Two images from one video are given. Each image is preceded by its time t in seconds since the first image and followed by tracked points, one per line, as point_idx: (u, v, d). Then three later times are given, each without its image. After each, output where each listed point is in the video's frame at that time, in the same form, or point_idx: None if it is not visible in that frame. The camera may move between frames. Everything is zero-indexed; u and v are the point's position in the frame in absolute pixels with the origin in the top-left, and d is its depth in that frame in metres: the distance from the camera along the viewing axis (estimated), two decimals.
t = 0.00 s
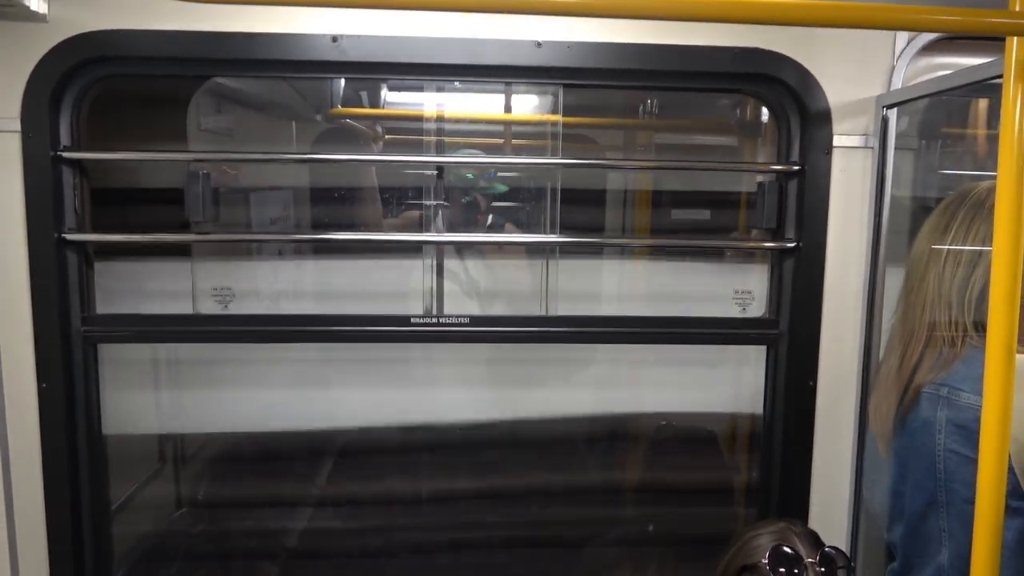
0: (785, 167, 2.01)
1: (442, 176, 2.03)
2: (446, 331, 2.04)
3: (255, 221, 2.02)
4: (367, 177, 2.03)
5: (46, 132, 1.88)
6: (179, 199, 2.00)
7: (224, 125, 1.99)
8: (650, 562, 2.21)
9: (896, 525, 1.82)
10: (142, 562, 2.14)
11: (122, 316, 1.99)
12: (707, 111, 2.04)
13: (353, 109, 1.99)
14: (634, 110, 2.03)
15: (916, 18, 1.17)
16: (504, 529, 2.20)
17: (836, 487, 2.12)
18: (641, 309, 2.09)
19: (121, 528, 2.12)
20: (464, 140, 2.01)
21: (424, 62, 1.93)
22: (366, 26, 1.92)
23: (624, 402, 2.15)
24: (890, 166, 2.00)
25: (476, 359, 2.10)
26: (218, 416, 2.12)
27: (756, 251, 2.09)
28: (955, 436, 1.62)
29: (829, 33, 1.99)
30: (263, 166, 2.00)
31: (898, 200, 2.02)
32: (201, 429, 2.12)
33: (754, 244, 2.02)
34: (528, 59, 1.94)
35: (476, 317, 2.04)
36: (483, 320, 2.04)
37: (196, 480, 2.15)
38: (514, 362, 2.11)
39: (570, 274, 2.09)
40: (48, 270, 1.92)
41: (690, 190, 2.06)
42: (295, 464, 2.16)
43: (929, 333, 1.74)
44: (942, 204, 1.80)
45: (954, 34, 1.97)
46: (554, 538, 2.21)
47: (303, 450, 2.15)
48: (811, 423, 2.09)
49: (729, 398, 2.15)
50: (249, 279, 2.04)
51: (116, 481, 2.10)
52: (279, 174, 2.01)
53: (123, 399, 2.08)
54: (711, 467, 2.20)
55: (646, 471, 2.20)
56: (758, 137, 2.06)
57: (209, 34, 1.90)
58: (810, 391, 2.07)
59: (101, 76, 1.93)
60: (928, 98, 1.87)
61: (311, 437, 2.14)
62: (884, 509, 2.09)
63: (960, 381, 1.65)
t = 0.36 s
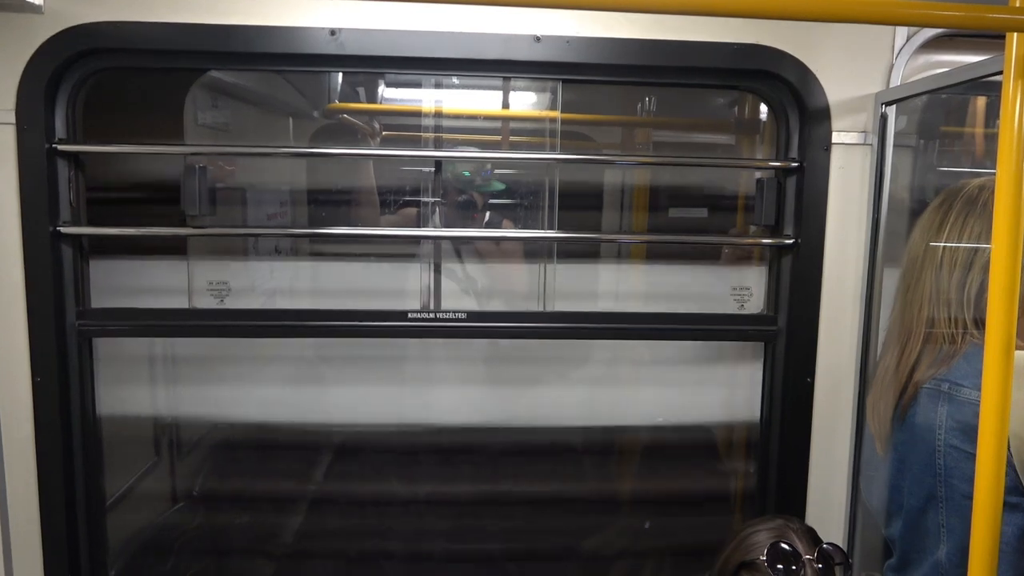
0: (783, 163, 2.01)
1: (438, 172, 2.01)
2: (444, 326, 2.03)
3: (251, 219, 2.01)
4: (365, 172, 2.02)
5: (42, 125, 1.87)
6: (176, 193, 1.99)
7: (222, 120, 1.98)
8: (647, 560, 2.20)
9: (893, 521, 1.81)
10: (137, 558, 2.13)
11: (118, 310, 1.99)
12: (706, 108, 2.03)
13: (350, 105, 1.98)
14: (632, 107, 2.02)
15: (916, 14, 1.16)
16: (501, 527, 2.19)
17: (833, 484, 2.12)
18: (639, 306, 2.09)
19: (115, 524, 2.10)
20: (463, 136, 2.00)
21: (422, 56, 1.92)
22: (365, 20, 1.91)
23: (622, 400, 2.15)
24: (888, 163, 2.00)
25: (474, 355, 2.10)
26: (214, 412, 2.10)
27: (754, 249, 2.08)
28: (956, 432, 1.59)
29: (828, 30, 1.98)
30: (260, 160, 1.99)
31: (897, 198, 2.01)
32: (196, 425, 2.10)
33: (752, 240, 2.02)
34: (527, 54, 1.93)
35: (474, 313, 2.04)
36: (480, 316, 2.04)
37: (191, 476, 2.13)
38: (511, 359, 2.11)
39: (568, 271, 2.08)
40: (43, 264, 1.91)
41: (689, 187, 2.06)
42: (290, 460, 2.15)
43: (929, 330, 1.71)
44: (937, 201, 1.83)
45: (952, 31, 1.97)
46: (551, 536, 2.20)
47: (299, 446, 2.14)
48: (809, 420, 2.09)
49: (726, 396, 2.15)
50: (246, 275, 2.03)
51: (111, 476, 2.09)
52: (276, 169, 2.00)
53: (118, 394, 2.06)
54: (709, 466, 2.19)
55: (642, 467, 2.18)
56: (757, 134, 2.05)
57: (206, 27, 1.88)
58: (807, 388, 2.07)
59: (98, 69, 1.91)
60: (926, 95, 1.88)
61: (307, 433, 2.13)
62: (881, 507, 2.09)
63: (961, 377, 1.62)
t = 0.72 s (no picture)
0: (778, 163, 2.01)
1: (436, 172, 2.02)
2: (440, 326, 2.03)
3: (249, 220, 2.01)
4: (362, 173, 2.02)
5: (37, 125, 1.87)
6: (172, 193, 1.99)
7: (219, 121, 1.98)
8: (643, 559, 2.21)
9: (891, 520, 1.80)
10: (133, 558, 2.13)
11: (114, 310, 1.99)
12: (702, 108, 2.04)
13: (347, 105, 1.98)
14: (629, 107, 2.03)
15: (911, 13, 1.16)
16: (497, 526, 2.20)
17: (828, 484, 2.12)
18: (636, 307, 2.09)
19: (111, 524, 2.10)
20: (460, 136, 2.00)
21: (419, 56, 1.92)
22: (361, 20, 1.91)
23: (618, 400, 2.15)
24: (884, 163, 2.00)
25: (470, 356, 2.10)
26: (210, 412, 2.10)
27: (750, 249, 2.09)
28: (951, 430, 1.58)
29: (823, 31, 1.99)
30: (257, 159, 1.99)
31: (891, 198, 2.02)
32: (193, 425, 2.11)
33: (749, 240, 2.03)
34: (523, 54, 1.93)
35: (470, 313, 2.04)
36: (477, 316, 2.04)
37: (188, 476, 2.13)
38: (507, 359, 2.10)
39: (564, 272, 2.08)
40: (39, 264, 1.91)
41: (686, 187, 2.06)
42: (287, 460, 2.15)
43: (924, 330, 1.72)
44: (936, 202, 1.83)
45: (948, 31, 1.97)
46: (547, 534, 2.21)
47: (296, 446, 2.14)
48: (805, 420, 2.09)
49: (723, 396, 2.15)
50: (243, 276, 2.03)
51: (107, 477, 2.09)
52: (274, 170, 2.00)
53: (114, 394, 2.06)
54: (704, 465, 2.19)
55: (638, 466, 2.19)
56: (753, 134, 2.05)
57: (202, 27, 1.89)
58: (803, 388, 2.08)
59: (93, 69, 1.91)
60: (922, 95, 1.89)
61: (304, 433, 2.14)
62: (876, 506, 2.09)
63: (957, 375, 1.62)
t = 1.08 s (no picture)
0: (776, 166, 2.01)
1: (435, 173, 2.03)
2: (438, 329, 2.03)
3: (248, 221, 2.02)
4: (362, 174, 2.03)
5: (38, 127, 1.88)
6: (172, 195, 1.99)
7: (219, 122, 1.99)
8: (641, 561, 2.21)
9: (887, 522, 1.81)
10: (133, 559, 2.14)
11: (114, 311, 1.99)
12: (701, 111, 2.04)
13: (347, 107, 1.99)
14: (628, 110, 2.04)
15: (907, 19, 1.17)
16: (496, 528, 2.20)
17: (825, 487, 2.13)
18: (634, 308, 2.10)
19: (110, 524, 2.11)
20: (459, 138, 2.01)
21: (418, 59, 1.93)
22: (360, 23, 1.92)
23: (616, 401, 2.16)
24: (881, 165, 2.01)
25: (469, 357, 2.11)
26: (210, 413, 2.11)
27: (747, 251, 2.09)
28: (947, 431, 1.61)
29: (821, 34, 2.00)
30: (257, 161, 2.00)
31: (888, 201, 2.03)
32: (192, 426, 2.11)
33: (748, 242, 2.02)
34: (522, 57, 1.94)
35: (469, 314, 2.04)
36: (476, 318, 2.04)
37: (188, 477, 2.14)
38: (506, 361, 2.12)
39: (563, 273, 2.09)
40: (39, 266, 1.92)
41: (685, 189, 2.07)
42: (287, 461, 2.15)
43: (920, 332, 1.73)
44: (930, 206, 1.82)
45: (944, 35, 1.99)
46: (546, 536, 2.21)
47: (295, 447, 2.14)
48: (802, 422, 2.10)
49: (721, 397, 2.16)
50: (243, 277, 2.04)
51: (109, 477, 2.10)
52: (275, 172, 2.01)
53: (116, 394, 2.08)
54: (702, 467, 2.19)
55: (636, 468, 2.19)
56: (752, 137, 2.06)
57: (203, 30, 1.89)
58: (801, 390, 2.08)
59: (94, 71, 1.92)
60: (919, 99, 1.89)
61: (303, 435, 2.14)
62: (873, 507, 2.10)
63: (954, 377, 1.64)
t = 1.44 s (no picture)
0: (776, 164, 2.03)
1: (437, 171, 2.04)
2: (439, 325, 2.04)
3: (250, 217, 2.02)
4: (364, 172, 2.03)
5: (41, 123, 1.89)
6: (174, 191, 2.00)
7: (220, 119, 2.00)
8: (641, 557, 2.22)
9: (884, 521, 1.81)
10: (135, 553, 2.15)
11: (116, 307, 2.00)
12: (702, 109, 2.05)
13: (349, 104, 2.00)
14: (630, 108, 2.04)
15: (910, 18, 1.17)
16: (496, 524, 2.21)
17: (824, 485, 2.14)
18: (636, 307, 2.10)
19: (112, 520, 2.12)
20: (461, 135, 2.02)
21: (420, 57, 1.94)
22: (362, 20, 1.93)
23: (616, 399, 2.16)
24: (881, 164, 2.01)
25: (471, 354, 2.11)
26: (211, 409, 2.12)
27: (747, 249, 2.10)
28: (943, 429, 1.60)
29: (821, 33, 2.00)
30: (259, 158, 2.00)
31: (889, 200, 2.03)
32: (194, 422, 2.12)
33: (748, 241, 2.03)
34: (524, 55, 1.95)
35: (470, 312, 2.05)
36: (477, 315, 2.05)
37: (189, 473, 2.15)
38: (507, 358, 2.12)
39: (563, 272, 2.10)
40: (43, 262, 1.93)
41: (686, 187, 2.08)
42: (288, 458, 2.16)
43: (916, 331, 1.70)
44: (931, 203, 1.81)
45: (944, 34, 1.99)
46: (546, 533, 2.22)
47: (296, 443, 2.15)
48: (801, 420, 2.11)
49: (721, 395, 2.16)
50: (245, 274, 2.05)
51: (111, 473, 2.11)
52: (276, 169, 2.02)
53: (118, 391, 2.08)
54: (701, 465, 2.20)
55: (636, 465, 2.20)
56: (753, 135, 2.07)
57: (206, 27, 1.90)
58: (800, 388, 2.09)
59: (97, 68, 1.93)
60: (919, 97, 1.90)
61: (304, 431, 2.15)
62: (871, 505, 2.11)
63: (949, 376, 1.63)
